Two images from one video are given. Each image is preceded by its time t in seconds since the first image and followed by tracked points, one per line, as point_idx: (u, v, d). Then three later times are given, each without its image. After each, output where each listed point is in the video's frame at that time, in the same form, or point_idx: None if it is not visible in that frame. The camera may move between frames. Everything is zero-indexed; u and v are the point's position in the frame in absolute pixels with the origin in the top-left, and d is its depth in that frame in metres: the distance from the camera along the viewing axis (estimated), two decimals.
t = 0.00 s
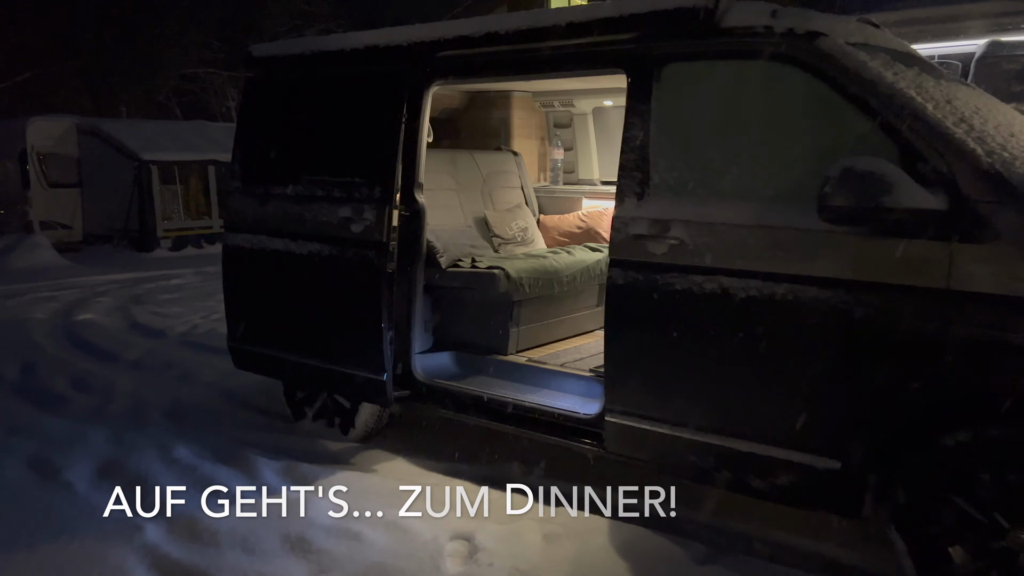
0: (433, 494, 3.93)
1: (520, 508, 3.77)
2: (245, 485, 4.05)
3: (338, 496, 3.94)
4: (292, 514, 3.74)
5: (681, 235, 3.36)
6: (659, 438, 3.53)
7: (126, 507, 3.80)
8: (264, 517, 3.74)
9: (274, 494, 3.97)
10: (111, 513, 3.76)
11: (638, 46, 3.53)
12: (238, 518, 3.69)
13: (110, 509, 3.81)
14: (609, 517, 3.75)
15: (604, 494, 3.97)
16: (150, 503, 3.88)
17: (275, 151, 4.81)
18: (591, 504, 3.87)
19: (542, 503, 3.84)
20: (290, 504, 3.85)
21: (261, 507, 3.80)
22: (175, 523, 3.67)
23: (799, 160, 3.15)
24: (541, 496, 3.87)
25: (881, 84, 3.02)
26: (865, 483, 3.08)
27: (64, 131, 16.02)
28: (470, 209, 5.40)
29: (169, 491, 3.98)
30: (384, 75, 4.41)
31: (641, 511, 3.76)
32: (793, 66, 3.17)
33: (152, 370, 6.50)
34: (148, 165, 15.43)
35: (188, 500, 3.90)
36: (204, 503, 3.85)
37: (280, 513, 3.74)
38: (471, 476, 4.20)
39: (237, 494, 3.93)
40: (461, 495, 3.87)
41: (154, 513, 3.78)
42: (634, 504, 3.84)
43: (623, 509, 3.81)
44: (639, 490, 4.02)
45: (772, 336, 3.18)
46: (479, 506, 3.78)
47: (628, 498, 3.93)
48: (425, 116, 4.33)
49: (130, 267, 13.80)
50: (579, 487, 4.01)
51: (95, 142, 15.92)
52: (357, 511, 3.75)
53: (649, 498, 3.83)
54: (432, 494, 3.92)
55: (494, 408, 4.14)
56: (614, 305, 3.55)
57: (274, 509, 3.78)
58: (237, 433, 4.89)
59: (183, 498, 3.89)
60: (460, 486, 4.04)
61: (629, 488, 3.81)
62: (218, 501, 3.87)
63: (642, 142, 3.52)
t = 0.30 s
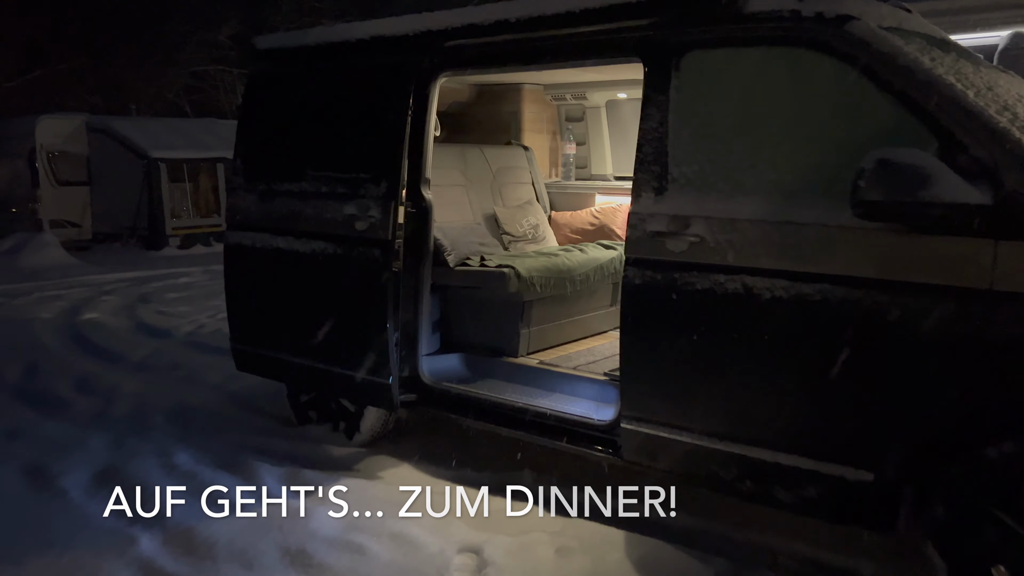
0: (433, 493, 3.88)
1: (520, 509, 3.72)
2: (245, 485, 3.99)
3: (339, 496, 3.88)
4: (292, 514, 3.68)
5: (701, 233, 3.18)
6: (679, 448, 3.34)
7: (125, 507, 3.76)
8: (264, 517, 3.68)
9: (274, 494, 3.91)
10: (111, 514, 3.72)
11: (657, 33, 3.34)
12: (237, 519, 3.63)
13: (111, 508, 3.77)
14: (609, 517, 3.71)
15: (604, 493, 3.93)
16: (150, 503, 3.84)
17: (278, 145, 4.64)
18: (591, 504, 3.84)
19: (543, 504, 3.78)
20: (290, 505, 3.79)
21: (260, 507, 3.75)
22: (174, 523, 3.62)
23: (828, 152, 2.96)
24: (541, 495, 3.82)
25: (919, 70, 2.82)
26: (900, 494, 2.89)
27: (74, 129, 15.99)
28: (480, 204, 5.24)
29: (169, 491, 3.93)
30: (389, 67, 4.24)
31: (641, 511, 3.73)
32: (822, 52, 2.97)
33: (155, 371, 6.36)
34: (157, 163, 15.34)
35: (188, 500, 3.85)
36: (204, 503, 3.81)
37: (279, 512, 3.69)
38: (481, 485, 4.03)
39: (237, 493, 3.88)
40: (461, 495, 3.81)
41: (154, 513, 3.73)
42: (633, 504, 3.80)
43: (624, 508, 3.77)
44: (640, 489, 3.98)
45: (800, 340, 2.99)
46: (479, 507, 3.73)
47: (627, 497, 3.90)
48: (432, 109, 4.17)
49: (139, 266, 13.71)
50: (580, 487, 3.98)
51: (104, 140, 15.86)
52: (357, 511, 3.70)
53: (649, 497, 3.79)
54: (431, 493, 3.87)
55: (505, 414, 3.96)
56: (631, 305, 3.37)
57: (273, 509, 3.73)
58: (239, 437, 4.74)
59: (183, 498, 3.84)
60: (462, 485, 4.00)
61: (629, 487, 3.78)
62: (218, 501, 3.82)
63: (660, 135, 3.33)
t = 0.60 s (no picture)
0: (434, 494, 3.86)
1: (519, 509, 3.70)
2: (245, 484, 3.92)
3: (339, 496, 3.83)
4: (292, 514, 3.64)
5: (708, 232, 2.95)
6: (684, 462, 3.12)
7: (126, 507, 3.70)
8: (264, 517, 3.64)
9: (274, 494, 3.85)
10: (111, 513, 3.65)
11: (661, 17, 3.11)
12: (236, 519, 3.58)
13: (110, 509, 3.71)
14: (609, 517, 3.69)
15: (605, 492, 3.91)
16: (150, 501, 3.78)
17: (264, 138, 4.42)
18: (591, 503, 3.82)
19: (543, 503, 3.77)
20: (291, 505, 3.75)
21: (261, 507, 3.70)
22: (165, 527, 3.52)
23: (846, 145, 2.73)
24: (540, 496, 3.79)
25: (946, 56, 2.59)
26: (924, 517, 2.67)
27: (73, 123, 15.82)
28: (476, 199, 5.02)
29: (169, 490, 3.86)
30: (380, 56, 4.01)
31: (641, 511, 3.70)
32: (840, 37, 2.73)
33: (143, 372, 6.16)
34: (156, 157, 15.15)
35: (188, 500, 3.78)
36: (204, 501, 3.76)
37: (280, 512, 3.64)
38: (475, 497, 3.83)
39: (237, 492, 3.82)
40: (462, 494, 3.82)
41: (153, 513, 3.67)
42: (633, 503, 3.78)
43: (624, 508, 3.74)
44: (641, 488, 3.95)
45: (816, 349, 2.77)
46: (479, 507, 3.70)
47: (628, 497, 3.87)
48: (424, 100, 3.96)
49: (137, 262, 13.54)
50: (579, 486, 3.95)
51: (104, 134, 15.69)
52: (356, 512, 3.66)
53: (650, 497, 3.75)
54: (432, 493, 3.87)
55: (499, 422, 3.75)
56: (633, 310, 3.15)
57: (274, 509, 3.68)
58: (224, 443, 4.55)
59: (183, 497, 3.78)
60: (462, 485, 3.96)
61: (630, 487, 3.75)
62: (218, 500, 3.76)
63: (664, 127, 3.11)
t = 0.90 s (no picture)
0: (433, 494, 3.74)
1: (519, 508, 3.59)
2: (246, 484, 3.77)
3: (339, 496, 3.70)
4: (292, 514, 3.52)
5: (725, 226, 2.76)
6: (696, 471, 2.94)
7: (126, 507, 3.55)
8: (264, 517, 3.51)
9: (274, 494, 3.71)
10: (111, 514, 3.51)
11: None
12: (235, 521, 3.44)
13: (110, 509, 3.56)
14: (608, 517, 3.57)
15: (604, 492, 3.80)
16: (151, 501, 3.63)
17: (256, 124, 4.23)
18: (591, 504, 3.70)
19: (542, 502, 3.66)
20: (290, 504, 3.62)
21: (261, 507, 3.57)
22: (150, 532, 3.35)
23: (875, 133, 2.52)
24: (540, 495, 3.68)
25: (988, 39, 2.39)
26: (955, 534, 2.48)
27: (73, 111, 15.64)
28: (478, 191, 4.84)
29: (169, 490, 3.71)
30: (377, 39, 3.81)
31: (641, 511, 3.59)
32: (869, 17, 2.53)
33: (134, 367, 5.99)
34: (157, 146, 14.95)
35: (188, 500, 3.64)
36: (204, 501, 3.61)
37: (280, 513, 3.51)
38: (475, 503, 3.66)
39: (237, 492, 3.68)
40: (462, 493, 3.70)
41: (153, 513, 3.52)
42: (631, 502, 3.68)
43: (624, 508, 3.63)
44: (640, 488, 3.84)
45: (839, 353, 2.58)
46: (478, 506, 3.59)
47: (627, 497, 3.76)
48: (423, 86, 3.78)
49: (136, 252, 13.36)
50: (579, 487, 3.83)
51: (105, 122, 15.49)
52: (357, 511, 3.54)
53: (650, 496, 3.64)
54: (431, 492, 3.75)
55: (502, 425, 3.57)
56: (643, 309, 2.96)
57: (274, 509, 3.56)
58: (214, 443, 4.38)
59: (183, 498, 3.63)
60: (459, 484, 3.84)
61: (629, 488, 3.62)
62: (218, 500, 3.62)
63: (677, 113, 2.91)
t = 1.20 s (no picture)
0: (433, 494, 3.64)
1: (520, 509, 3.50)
2: (245, 484, 3.66)
3: (339, 496, 3.59)
4: (292, 514, 3.41)
5: (747, 221, 2.54)
6: (714, 484, 2.74)
7: (126, 507, 3.44)
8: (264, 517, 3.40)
9: (274, 494, 3.61)
10: (110, 513, 3.39)
11: None
12: (228, 527, 3.28)
13: (110, 508, 3.44)
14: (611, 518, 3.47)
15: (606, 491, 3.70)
16: (151, 500, 3.52)
17: (243, 111, 4.00)
18: (592, 503, 3.61)
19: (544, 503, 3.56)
20: (291, 504, 3.50)
21: (261, 506, 3.45)
22: (126, 545, 3.15)
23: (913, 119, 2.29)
24: (541, 495, 3.58)
25: None
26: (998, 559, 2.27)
27: (64, 103, 15.36)
28: (476, 182, 4.63)
29: (169, 490, 3.60)
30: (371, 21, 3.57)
31: (642, 510, 3.50)
32: None
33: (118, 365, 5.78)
34: (150, 139, 14.75)
35: (189, 500, 3.52)
36: (204, 501, 3.49)
37: (281, 512, 3.40)
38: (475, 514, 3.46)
39: (238, 491, 3.57)
40: (462, 495, 3.59)
41: (153, 513, 3.41)
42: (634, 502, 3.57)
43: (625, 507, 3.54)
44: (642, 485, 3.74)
45: (873, 360, 2.37)
46: (479, 507, 3.50)
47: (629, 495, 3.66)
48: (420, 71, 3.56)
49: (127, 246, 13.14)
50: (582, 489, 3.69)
51: (97, 114, 15.25)
52: (357, 511, 3.46)
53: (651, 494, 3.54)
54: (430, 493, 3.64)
55: (502, 431, 3.35)
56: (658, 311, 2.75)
57: (274, 509, 3.44)
58: (199, 447, 4.17)
59: (183, 497, 3.51)
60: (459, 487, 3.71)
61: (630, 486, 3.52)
62: (218, 500, 3.50)
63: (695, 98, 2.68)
